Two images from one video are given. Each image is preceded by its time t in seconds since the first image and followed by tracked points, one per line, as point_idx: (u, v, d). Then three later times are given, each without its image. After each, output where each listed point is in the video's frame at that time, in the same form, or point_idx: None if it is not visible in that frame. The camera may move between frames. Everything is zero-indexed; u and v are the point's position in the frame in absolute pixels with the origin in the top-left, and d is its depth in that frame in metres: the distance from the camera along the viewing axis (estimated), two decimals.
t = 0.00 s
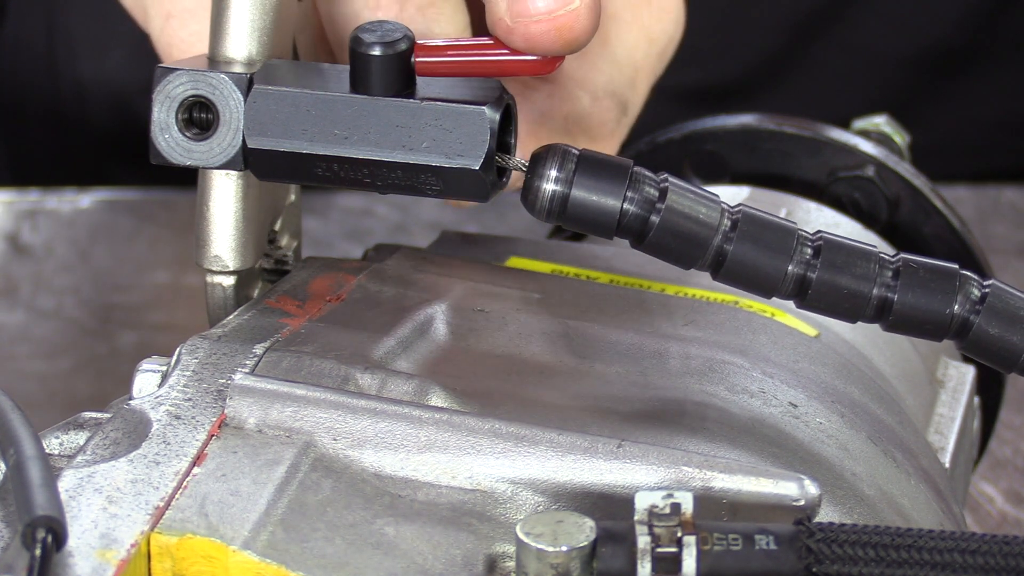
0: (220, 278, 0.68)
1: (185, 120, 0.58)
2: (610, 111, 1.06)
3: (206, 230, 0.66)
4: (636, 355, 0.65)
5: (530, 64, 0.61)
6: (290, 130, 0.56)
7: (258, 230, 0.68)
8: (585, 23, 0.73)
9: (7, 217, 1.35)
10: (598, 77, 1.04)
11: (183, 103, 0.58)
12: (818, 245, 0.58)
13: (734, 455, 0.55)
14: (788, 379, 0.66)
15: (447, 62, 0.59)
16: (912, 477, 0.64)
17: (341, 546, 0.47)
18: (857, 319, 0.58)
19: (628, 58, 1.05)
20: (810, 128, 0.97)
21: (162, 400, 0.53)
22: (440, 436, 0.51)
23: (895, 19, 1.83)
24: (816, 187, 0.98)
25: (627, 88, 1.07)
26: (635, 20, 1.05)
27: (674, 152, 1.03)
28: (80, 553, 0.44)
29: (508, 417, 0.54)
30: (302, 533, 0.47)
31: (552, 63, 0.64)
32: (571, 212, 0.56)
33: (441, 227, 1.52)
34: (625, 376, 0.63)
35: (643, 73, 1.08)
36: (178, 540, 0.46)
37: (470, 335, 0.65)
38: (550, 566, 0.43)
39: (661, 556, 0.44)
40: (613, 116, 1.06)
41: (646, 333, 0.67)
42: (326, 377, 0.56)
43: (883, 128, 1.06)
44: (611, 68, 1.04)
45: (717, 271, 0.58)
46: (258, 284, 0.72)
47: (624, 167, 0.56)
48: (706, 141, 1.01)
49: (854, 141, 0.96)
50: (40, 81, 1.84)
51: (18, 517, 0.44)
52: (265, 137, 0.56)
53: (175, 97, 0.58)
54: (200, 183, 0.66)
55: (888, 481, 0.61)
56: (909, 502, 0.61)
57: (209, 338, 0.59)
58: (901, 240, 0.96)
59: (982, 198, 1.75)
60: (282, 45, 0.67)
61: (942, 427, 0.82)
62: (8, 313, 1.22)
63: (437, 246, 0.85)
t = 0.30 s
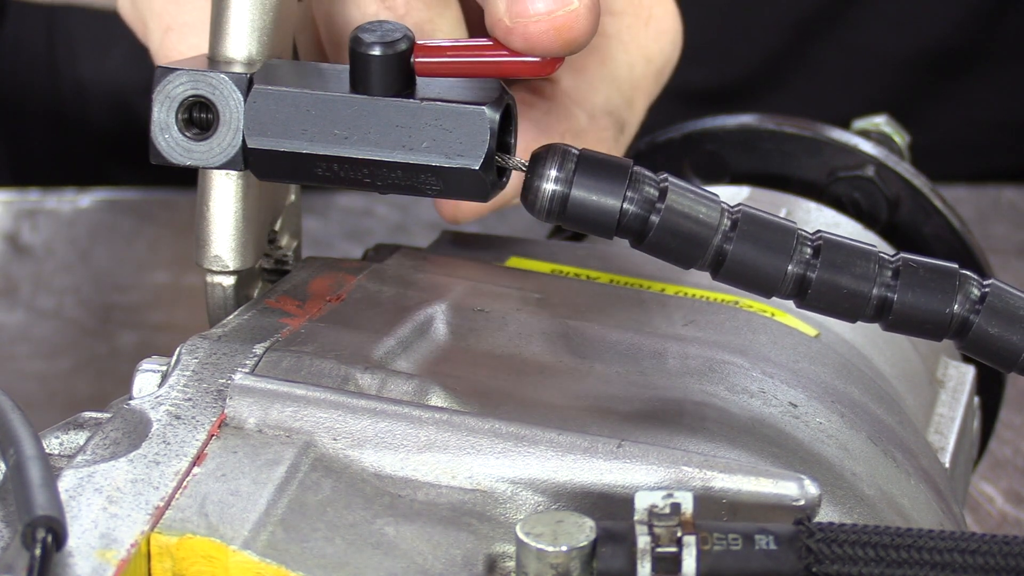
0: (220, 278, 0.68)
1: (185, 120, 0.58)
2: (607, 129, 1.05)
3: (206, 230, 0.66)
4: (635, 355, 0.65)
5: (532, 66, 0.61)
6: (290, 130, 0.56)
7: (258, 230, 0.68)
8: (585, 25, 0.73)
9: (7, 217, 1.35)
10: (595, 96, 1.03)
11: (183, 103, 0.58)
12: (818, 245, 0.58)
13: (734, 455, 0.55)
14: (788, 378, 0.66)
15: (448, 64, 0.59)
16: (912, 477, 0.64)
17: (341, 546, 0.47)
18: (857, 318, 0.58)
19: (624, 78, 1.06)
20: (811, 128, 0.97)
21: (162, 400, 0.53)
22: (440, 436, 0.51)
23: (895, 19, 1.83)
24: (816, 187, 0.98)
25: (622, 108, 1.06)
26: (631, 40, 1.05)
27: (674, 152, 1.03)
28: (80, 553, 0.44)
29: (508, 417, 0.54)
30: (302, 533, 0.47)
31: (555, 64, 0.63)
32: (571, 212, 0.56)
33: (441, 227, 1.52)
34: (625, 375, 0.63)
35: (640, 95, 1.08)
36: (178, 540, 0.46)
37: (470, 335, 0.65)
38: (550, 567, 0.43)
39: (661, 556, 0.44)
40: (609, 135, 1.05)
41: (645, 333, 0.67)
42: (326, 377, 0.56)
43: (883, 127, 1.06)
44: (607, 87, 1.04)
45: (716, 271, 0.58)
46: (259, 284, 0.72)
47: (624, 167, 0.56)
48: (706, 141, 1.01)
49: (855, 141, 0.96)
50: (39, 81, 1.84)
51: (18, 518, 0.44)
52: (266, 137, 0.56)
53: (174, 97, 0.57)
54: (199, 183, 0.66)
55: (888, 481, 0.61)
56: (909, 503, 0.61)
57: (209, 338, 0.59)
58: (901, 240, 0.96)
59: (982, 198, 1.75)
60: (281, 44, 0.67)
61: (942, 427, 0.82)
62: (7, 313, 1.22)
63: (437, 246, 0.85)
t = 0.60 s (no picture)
0: (219, 278, 0.68)
1: (185, 120, 0.58)
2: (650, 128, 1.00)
3: (206, 230, 0.66)
4: (635, 354, 0.65)
5: (529, 61, 0.60)
6: (290, 130, 0.56)
7: (258, 230, 0.68)
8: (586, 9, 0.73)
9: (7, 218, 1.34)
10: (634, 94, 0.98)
11: (183, 103, 0.58)
12: (818, 244, 0.58)
13: (733, 455, 0.55)
14: (788, 378, 0.66)
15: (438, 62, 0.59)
16: (912, 477, 0.64)
17: (341, 546, 0.47)
18: (857, 318, 0.58)
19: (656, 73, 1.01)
20: (811, 128, 0.97)
21: (162, 400, 0.53)
22: (440, 436, 0.51)
23: (895, 20, 1.83)
24: (816, 186, 0.98)
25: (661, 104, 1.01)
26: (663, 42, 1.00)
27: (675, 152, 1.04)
28: (80, 553, 0.44)
29: (508, 417, 0.54)
30: (302, 532, 0.47)
31: (559, 57, 0.61)
32: (572, 211, 0.56)
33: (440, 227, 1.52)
34: (625, 375, 0.63)
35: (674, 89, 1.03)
36: (178, 540, 0.46)
37: (470, 335, 0.65)
38: (550, 567, 0.43)
39: (661, 556, 0.44)
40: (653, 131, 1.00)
41: (645, 333, 0.67)
42: (326, 377, 0.56)
43: (883, 127, 1.06)
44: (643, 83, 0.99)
45: (717, 270, 0.58)
46: (258, 284, 0.72)
47: (625, 165, 0.56)
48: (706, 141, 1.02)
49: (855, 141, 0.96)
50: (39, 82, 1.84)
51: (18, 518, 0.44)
52: (265, 136, 0.56)
53: (174, 97, 0.57)
54: (199, 183, 0.66)
55: (888, 481, 0.61)
56: (909, 503, 0.61)
57: (209, 338, 0.59)
58: (901, 240, 0.96)
59: (982, 198, 1.75)
60: (282, 44, 0.67)
61: (942, 427, 0.82)
62: (7, 313, 1.22)
63: (438, 246, 0.85)
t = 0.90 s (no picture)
0: (219, 278, 0.68)
1: (185, 120, 0.58)
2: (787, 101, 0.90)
3: (206, 230, 0.66)
4: (636, 355, 0.65)
5: (527, 59, 0.58)
6: (290, 130, 0.56)
7: (258, 230, 0.68)
8: None
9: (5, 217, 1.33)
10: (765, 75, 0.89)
11: (183, 103, 0.58)
12: (818, 245, 0.58)
13: (734, 455, 0.55)
14: (788, 378, 0.66)
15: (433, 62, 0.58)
16: (913, 477, 0.64)
17: (341, 546, 0.46)
18: (858, 318, 0.58)
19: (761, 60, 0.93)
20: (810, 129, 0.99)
21: (162, 400, 0.53)
22: (439, 436, 0.51)
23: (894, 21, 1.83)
24: (816, 186, 0.98)
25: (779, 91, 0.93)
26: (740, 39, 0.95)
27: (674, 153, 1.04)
28: (80, 553, 0.44)
29: (508, 417, 0.54)
30: (302, 533, 0.47)
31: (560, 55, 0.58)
32: (572, 211, 0.55)
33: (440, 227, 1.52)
34: (624, 375, 0.63)
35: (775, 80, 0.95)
36: (178, 540, 0.46)
37: (469, 336, 0.65)
38: (549, 567, 0.43)
39: (661, 556, 0.44)
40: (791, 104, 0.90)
41: (645, 334, 0.67)
42: (326, 377, 0.56)
43: (884, 128, 1.05)
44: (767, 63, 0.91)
45: (717, 269, 0.58)
46: (258, 284, 0.72)
47: (625, 165, 0.56)
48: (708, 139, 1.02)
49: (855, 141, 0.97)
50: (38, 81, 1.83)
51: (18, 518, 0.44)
52: (265, 136, 0.57)
53: (174, 97, 0.58)
54: (199, 183, 0.66)
55: (888, 481, 0.61)
56: (909, 503, 0.61)
57: (209, 338, 0.59)
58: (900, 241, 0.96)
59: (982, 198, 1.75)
60: (282, 43, 0.67)
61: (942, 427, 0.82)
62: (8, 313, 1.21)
63: (438, 246, 0.85)
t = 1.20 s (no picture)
0: (220, 278, 0.68)
1: (185, 120, 0.58)
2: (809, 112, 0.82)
3: (206, 230, 0.66)
4: (636, 355, 0.65)
5: (526, 59, 0.57)
6: (290, 130, 0.56)
7: (258, 230, 0.68)
8: None
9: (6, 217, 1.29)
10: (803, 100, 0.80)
11: (183, 103, 0.58)
12: (812, 211, 0.49)
13: (735, 455, 0.55)
14: (788, 380, 0.66)
15: (428, 61, 0.58)
16: (913, 478, 0.64)
17: (341, 545, 0.46)
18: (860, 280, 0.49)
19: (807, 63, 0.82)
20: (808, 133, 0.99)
21: (162, 400, 0.53)
22: (439, 436, 0.51)
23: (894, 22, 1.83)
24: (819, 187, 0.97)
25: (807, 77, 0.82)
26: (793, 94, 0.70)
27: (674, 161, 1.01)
28: (81, 553, 0.44)
29: (508, 418, 0.54)
30: (302, 532, 0.47)
31: (560, 54, 0.58)
32: (562, 199, 0.50)
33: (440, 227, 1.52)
34: (625, 376, 0.62)
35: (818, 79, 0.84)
36: (178, 540, 0.46)
37: (469, 336, 0.65)
38: (549, 567, 0.43)
39: (661, 556, 0.44)
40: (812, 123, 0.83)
41: (645, 334, 0.67)
42: (326, 377, 0.56)
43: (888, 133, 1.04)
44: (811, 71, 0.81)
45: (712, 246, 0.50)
46: (258, 284, 0.72)
47: (610, 147, 0.50)
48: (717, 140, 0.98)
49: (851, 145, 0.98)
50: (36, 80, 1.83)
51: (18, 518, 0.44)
52: (265, 137, 0.57)
53: (174, 97, 0.58)
54: (199, 184, 0.66)
55: (889, 481, 0.61)
56: (909, 503, 0.61)
57: (209, 338, 0.59)
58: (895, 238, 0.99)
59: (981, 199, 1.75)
60: (282, 43, 0.67)
61: (943, 428, 0.82)
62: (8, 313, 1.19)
63: (438, 247, 0.85)
